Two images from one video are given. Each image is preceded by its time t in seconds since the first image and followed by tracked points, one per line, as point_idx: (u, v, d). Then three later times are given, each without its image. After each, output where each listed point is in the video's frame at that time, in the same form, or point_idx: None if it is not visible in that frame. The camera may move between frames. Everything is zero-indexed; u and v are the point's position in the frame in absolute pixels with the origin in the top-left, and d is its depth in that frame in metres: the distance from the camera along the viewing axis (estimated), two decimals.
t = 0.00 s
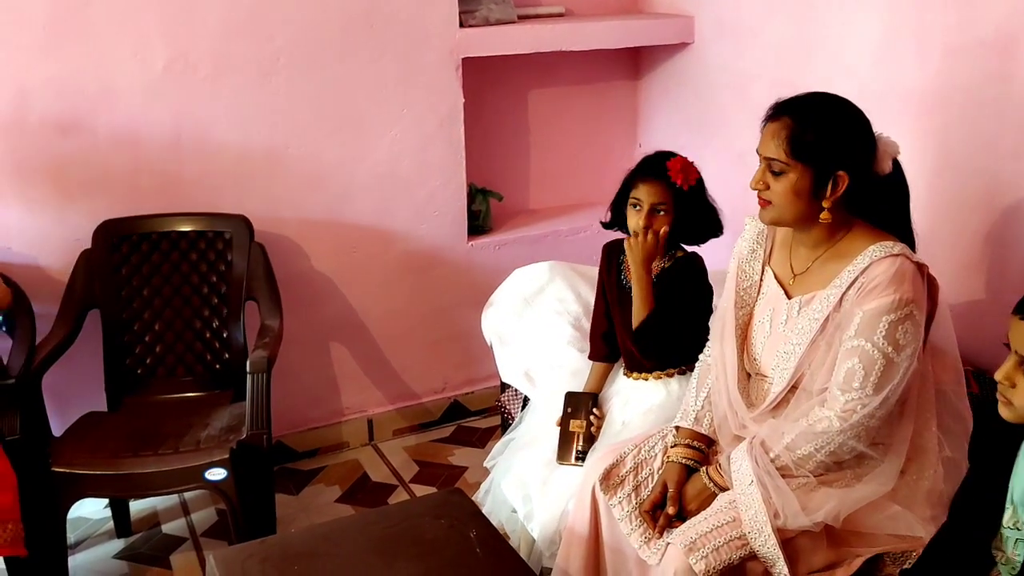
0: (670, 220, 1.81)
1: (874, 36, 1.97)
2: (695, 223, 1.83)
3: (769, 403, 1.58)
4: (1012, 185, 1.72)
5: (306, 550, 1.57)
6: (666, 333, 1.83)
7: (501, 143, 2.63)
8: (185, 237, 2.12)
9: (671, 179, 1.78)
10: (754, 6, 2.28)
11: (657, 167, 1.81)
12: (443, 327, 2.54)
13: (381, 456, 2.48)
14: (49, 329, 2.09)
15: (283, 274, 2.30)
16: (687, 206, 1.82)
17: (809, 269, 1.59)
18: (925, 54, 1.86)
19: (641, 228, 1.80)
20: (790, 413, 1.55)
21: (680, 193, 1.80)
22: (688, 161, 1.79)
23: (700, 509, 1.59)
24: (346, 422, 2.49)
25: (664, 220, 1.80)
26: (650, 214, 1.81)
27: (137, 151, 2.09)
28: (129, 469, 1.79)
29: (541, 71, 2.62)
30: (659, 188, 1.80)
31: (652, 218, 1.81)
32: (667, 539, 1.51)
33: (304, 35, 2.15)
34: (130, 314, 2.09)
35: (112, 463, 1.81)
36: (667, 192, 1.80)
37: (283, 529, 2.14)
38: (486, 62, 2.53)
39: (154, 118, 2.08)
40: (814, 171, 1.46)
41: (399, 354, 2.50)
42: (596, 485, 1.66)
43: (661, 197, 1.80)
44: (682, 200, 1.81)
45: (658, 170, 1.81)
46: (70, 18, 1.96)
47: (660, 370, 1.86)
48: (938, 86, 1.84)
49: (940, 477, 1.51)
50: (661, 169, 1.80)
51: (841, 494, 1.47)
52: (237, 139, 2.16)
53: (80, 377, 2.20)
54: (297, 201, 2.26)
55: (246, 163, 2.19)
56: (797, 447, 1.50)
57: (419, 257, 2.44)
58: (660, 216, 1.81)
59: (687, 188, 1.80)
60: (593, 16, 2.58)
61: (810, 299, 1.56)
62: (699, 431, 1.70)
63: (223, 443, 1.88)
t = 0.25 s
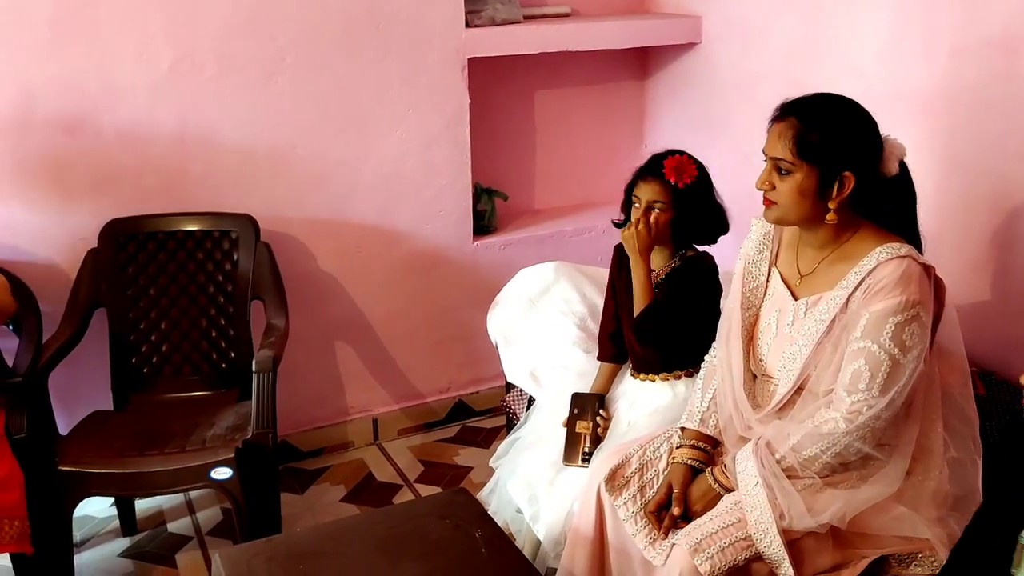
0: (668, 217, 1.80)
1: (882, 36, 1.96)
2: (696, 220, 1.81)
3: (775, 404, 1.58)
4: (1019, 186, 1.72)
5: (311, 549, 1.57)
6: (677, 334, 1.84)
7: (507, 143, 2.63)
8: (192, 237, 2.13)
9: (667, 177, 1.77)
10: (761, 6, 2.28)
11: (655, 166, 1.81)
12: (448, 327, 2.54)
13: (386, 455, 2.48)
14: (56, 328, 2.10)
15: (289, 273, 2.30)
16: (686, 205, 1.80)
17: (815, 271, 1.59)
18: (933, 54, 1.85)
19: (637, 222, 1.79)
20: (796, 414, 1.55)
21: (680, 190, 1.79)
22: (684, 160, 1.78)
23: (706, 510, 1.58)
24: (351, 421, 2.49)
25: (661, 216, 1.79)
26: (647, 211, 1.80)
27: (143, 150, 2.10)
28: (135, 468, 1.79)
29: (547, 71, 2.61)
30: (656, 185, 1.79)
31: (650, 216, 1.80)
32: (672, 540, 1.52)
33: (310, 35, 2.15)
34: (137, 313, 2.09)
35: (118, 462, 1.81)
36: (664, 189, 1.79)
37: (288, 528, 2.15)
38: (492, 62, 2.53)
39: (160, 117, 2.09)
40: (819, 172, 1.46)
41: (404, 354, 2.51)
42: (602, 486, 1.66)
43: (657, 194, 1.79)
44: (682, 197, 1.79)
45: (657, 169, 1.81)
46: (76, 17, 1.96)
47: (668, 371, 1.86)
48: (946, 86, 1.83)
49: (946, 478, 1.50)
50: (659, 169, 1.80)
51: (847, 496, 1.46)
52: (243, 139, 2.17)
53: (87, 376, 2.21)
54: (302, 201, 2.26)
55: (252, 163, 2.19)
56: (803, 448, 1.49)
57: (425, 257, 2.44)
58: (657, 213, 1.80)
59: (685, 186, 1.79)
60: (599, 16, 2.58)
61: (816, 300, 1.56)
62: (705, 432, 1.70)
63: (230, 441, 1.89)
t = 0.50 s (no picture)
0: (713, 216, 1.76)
1: (938, 32, 1.92)
2: (745, 218, 1.77)
3: (825, 405, 1.56)
4: None
5: (360, 545, 1.59)
6: (731, 334, 1.83)
7: (553, 142, 2.62)
8: (243, 236, 2.16)
9: (709, 175, 1.75)
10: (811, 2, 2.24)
11: (700, 165, 1.79)
12: (494, 326, 2.55)
13: (433, 453, 2.50)
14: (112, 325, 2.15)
15: (337, 272, 2.33)
16: (732, 204, 1.76)
17: (867, 270, 1.57)
18: (991, 50, 1.81)
19: (667, 234, 1.83)
20: (847, 415, 1.53)
21: (724, 189, 1.75)
22: (728, 158, 1.75)
23: (753, 512, 1.57)
24: (398, 419, 2.52)
25: (703, 215, 1.76)
26: (691, 210, 1.78)
27: (197, 151, 2.14)
28: (188, 463, 1.83)
29: (594, 69, 2.61)
30: (701, 184, 1.77)
31: (694, 215, 1.78)
32: (720, 542, 1.51)
33: (359, 36, 2.18)
34: (190, 310, 2.13)
35: (172, 457, 1.85)
36: (708, 188, 1.76)
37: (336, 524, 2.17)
38: (539, 61, 2.53)
39: (213, 118, 2.13)
40: (870, 170, 1.44)
41: (451, 352, 2.52)
42: (648, 486, 1.65)
43: (700, 193, 1.76)
44: (727, 196, 1.76)
45: (702, 168, 1.78)
46: (133, 21, 2.01)
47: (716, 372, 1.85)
48: (1005, 82, 1.79)
49: (1001, 483, 1.48)
50: (705, 167, 1.78)
51: (899, 499, 1.44)
52: (293, 139, 2.20)
53: (142, 373, 2.25)
54: (351, 200, 2.29)
55: (302, 163, 2.22)
56: (853, 451, 1.47)
57: (471, 256, 2.45)
58: (701, 212, 1.77)
59: (729, 185, 1.75)
60: (647, 14, 2.57)
61: (868, 300, 1.53)
62: (753, 433, 1.68)
63: (279, 438, 1.92)
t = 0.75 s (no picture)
0: (800, 212, 1.75)
1: None
2: (834, 215, 1.74)
3: (913, 407, 1.51)
4: None
5: (443, 539, 1.60)
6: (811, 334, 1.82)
7: (631, 139, 2.61)
8: (326, 233, 2.21)
9: (796, 169, 1.74)
10: None
11: (789, 160, 1.78)
12: (571, 323, 2.55)
13: (510, 449, 2.51)
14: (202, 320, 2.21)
15: (417, 269, 2.36)
16: (821, 200, 1.73)
17: (959, 267, 1.51)
18: None
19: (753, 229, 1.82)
20: (937, 417, 1.48)
21: (812, 186, 1.73)
22: (817, 154, 1.74)
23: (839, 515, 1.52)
24: (476, 415, 2.54)
25: (790, 211, 1.75)
26: (777, 204, 1.77)
27: (282, 151, 2.19)
28: (276, 455, 1.88)
29: (673, 65, 2.59)
30: (788, 178, 1.76)
31: (781, 209, 1.77)
32: (804, 544, 1.46)
33: (439, 36, 2.21)
34: (275, 307, 2.19)
35: (259, 449, 1.90)
36: (796, 182, 1.75)
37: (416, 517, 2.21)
38: (617, 58, 2.53)
39: (298, 119, 2.18)
40: (961, 165, 1.40)
41: (529, 349, 2.53)
42: (730, 489, 1.64)
43: (788, 187, 1.75)
44: (815, 193, 1.73)
45: (790, 163, 1.77)
46: (223, 25, 2.07)
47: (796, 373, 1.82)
48: None
49: None
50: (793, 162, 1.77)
51: (991, 502, 1.42)
52: (375, 139, 2.24)
53: (229, 368, 2.31)
54: (430, 198, 2.32)
55: (383, 161, 2.26)
56: (944, 453, 1.43)
57: (548, 253, 2.46)
58: (788, 207, 1.75)
59: (817, 180, 1.73)
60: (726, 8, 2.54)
61: (960, 299, 1.47)
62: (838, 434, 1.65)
63: (360, 433, 1.95)
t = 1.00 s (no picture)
0: (917, 210, 1.66)
1: None
2: (953, 213, 1.66)
3: None
4: None
5: (549, 538, 1.61)
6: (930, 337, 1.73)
7: (739, 136, 2.57)
8: (434, 234, 2.26)
9: (915, 166, 1.65)
10: None
11: (905, 155, 1.68)
12: (677, 323, 2.53)
13: (615, 450, 2.50)
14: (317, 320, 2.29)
15: (523, 269, 2.39)
16: (940, 198, 1.65)
17: None
18: None
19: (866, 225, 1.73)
20: None
21: (932, 182, 1.65)
22: (937, 149, 1.65)
23: (960, 522, 1.47)
24: (580, 414, 2.55)
25: (908, 208, 1.66)
26: (893, 202, 1.68)
27: (392, 154, 2.25)
28: (387, 449, 1.93)
29: (782, 60, 2.54)
30: (906, 174, 1.67)
31: (896, 207, 1.68)
32: (923, 551, 1.43)
33: (546, 37, 2.24)
34: (387, 306, 2.26)
35: (371, 444, 1.96)
36: (914, 179, 1.66)
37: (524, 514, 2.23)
38: (725, 55, 2.49)
39: (408, 122, 2.23)
40: None
41: (633, 349, 2.53)
42: (844, 491, 1.59)
43: (905, 184, 1.66)
44: (935, 190, 1.65)
45: (907, 158, 1.68)
46: (338, 33, 2.15)
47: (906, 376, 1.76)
48: None
49: None
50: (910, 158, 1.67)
51: None
52: (482, 140, 2.28)
53: (341, 365, 2.38)
54: (536, 198, 2.34)
55: (491, 163, 2.30)
56: None
57: (654, 252, 2.45)
58: (905, 205, 1.67)
59: (937, 177, 1.65)
60: None
61: None
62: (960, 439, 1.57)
63: (471, 429, 1.98)
